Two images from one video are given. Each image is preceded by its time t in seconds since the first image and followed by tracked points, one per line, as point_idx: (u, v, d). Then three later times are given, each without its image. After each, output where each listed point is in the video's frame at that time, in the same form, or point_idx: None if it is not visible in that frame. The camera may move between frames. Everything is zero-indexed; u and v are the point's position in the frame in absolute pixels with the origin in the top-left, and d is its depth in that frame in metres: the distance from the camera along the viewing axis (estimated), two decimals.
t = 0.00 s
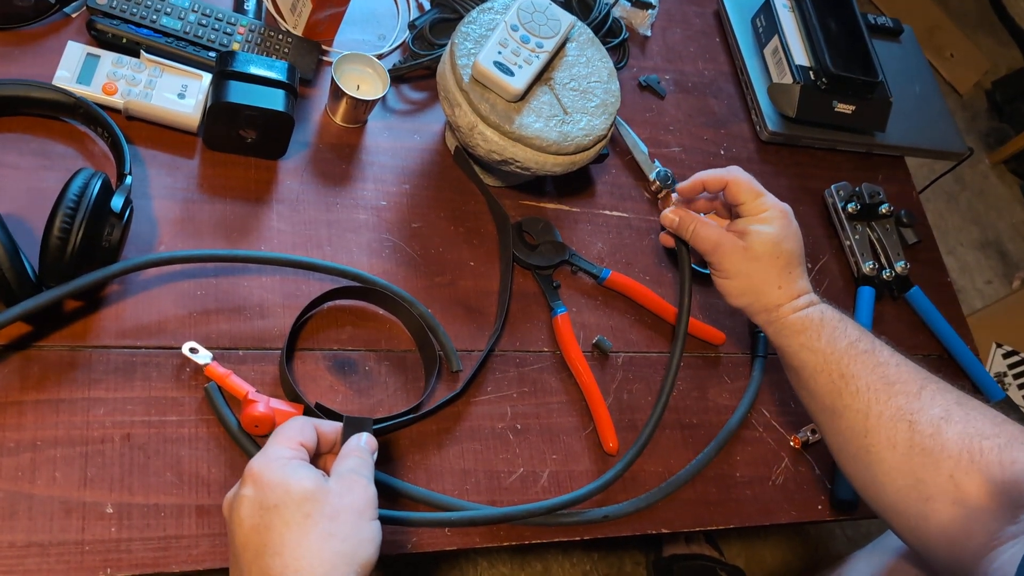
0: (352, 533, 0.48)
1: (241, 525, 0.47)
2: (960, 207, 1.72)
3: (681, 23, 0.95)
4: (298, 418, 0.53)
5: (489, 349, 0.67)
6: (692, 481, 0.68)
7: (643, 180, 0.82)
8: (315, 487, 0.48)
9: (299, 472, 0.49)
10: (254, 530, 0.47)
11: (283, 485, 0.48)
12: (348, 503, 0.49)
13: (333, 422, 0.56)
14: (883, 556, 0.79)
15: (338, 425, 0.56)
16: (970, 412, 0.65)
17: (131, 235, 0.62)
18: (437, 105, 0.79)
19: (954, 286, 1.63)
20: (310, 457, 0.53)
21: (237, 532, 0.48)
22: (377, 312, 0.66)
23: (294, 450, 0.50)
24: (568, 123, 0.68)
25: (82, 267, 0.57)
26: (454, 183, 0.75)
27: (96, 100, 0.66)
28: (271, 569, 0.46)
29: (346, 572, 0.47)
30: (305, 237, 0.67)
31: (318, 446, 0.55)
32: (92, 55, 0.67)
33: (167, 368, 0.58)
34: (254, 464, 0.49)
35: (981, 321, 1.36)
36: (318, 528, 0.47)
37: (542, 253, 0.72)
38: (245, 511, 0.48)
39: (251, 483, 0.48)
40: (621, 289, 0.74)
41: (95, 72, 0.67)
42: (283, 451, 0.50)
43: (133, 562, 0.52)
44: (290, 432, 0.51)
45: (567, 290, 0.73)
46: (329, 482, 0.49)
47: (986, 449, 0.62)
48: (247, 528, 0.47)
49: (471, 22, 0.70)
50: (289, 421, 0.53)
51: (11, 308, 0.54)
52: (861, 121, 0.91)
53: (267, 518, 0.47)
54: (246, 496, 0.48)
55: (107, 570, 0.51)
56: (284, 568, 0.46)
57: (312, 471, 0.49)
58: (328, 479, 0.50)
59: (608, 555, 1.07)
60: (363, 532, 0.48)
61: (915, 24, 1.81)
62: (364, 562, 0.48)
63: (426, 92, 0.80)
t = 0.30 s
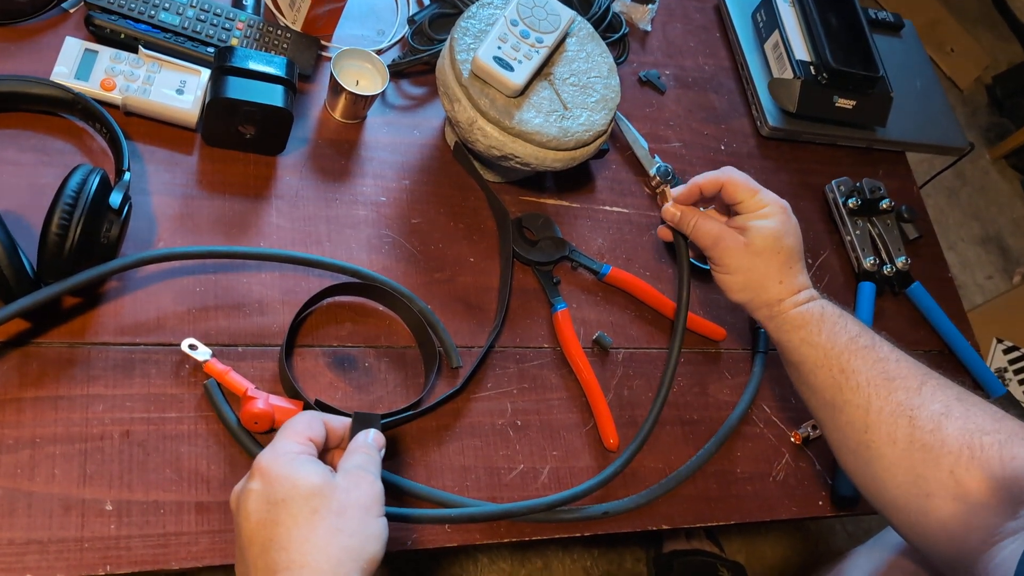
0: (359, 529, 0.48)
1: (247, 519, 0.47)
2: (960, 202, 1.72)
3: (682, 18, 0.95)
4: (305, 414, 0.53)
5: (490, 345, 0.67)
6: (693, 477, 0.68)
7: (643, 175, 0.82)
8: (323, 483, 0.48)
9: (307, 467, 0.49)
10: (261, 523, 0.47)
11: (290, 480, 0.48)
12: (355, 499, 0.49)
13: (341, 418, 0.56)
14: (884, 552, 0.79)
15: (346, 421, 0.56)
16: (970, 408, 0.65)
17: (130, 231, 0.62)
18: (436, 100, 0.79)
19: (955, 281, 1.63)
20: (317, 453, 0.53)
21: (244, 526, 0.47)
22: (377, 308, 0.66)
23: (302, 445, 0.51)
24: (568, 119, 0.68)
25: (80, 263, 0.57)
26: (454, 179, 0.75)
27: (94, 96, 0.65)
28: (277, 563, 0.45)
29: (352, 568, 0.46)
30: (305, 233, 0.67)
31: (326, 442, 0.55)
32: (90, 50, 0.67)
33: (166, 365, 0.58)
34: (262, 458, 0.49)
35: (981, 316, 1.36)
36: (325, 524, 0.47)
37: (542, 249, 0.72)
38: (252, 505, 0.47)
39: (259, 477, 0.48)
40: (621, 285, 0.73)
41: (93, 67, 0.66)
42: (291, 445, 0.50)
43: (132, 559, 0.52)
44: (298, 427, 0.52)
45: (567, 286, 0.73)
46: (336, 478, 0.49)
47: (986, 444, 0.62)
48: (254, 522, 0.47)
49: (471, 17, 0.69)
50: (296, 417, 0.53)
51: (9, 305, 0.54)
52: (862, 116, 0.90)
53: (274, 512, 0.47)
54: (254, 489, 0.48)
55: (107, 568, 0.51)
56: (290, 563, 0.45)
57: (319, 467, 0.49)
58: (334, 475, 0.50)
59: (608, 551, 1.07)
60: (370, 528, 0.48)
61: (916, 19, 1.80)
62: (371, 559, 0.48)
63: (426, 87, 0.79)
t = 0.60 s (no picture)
0: (424, 522, 0.49)
1: (322, 494, 0.49)
2: (960, 197, 1.72)
3: (681, 13, 0.95)
4: (385, 399, 0.54)
5: (488, 342, 0.66)
6: (692, 473, 0.68)
7: (642, 171, 0.82)
8: (398, 470, 0.49)
9: (384, 453, 0.50)
10: (333, 499, 0.48)
11: (368, 462, 0.49)
12: (425, 492, 0.50)
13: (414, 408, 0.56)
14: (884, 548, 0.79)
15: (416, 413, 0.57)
16: (972, 405, 0.65)
17: (126, 228, 0.62)
18: (434, 96, 0.79)
19: (955, 276, 1.63)
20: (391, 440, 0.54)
21: (317, 499, 0.49)
22: (375, 305, 0.66)
23: (381, 431, 0.52)
24: (566, 114, 0.68)
25: (77, 261, 0.57)
26: (452, 174, 0.75)
27: (90, 92, 0.65)
28: (343, 541, 0.47)
29: (412, 559, 0.47)
30: (302, 229, 0.67)
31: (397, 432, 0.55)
32: (86, 46, 0.67)
33: (164, 362, 0.58)
34: (345, 439, 0.51)
35: (981, 311, 1.35)
36: (394, 511, 0.48)
37: (541, 245, 0.72)
38: (329, 481, 0.49)
39: (340, 455, 0.50)
40: (620, 281, 0.73)
41: (89, 63, 0.66)
42: (371, 430, 0.51)
43: (130, 557, 0.52)
44: (378, 412, 0.53)
45: (566, 282, 0.73)
46: (410, 469, 0.50)
47: (987, 442, 0.62)
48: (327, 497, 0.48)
49: (469, 12, 0.69)
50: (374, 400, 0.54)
51: (6, 302, 0.53)
52: (862, 111, 0.90)
53: (349, 491, 0.48)
54: (334, 466, 0.49)
55: (105, 566, 0.51)
56: (356, 543, 0.46)
57: (395, 455, 0.51)
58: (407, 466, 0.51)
59: (607, 547, 1.07)
60: (434, 523, 0.49)
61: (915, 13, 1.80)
62: (430, 554, 0.48)
63: (424, 82, 0.79)
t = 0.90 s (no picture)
0: (482, 513, 0.51)
1: (389, 473, 0.52)
2: (960, 194, 1.71)
3: (681, 9, 0.94)
4: (456, 388, 0.57)
5: (488, 339, 0.66)
6: (691, 471, 0.68)
7: (641, 168, 0.82)
8: (463, 460, 0.52)
9: (451, 443, 0.53)
10: (400, 478, 0.51)
11: (435, 450, 0.52)
12: (486, 484, 0.52)
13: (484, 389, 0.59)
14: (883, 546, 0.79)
15: (491, 387, 0.59)
16: (975, 405, 0.65)
17: (125, 225, 0.62)
18: (433, 93, 0.78)
19: (954, 273, 1.63)
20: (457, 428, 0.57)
21: (384, 478, 0.52)
22: (374, 302, 0.66)
23: (449, 422, 0.55)
24: (566, 111, 0.68)
25: (75, 259, 0.56)
26: (452, 171, 0.75)
27: (89, 89, 0.65)
28: (405, 520, 0.50)
29: (468, 544, 0.50)
30: (301, 227, 0.67)
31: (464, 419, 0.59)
32: (84, 43, 0.67)
33: (163, 360, 0.58)
34: (417, 426, 0.54)
35: (981, 308, 1.35)
36: (457, 498, 0.51)
37: (540, 242, 0.72)
38: (397, 462, 0.52)
39: (410, 440, 0.53)
40: (619, 278, 0.73)
41: (88, 60, 0.66)
42: (441, 420, 0.54)
43: (129, 554, 0.52)
44: (450, 402, 0.56)
45: (565, 279, 0.73)
46: (474, 460, 0.53)
47: (990, 443, 0.62)
48: (394, 477, 0.51)
49: (468, 9, 0.69)
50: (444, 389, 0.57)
51: (5, 300, 0.53)
52: (862, 108, 0.90)
53: (416, 473, 0.51)
54: (403, 450, 0.52)
55: (104, 563, 0.51)
56: (417, 523, 0.49)
57: (460, 446, 0.53)
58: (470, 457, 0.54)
59: (607, 544, 1.07)
60: (490, 513, 0.52)
61: (915, 9, 1.79)
62: (484, 542, 0.51)
63: (423, 79, 0.79)
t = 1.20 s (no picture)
0: (591, 465, 0.51)
1: (510, 412, 0.53)
2: (960, 191, 1.71)
3: (680, 7, 0.94)
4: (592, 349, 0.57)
5: (487, 338, 0.66)
6: (690, 469, 0.68)
7: (641, 166, 0.81)
8: (581, 413, 0.52)
9: (570, 395, 0.53)
10: (521, 420, 0.52)
11: (555, 397, 0.53)
12: (598, 437, 0.53)
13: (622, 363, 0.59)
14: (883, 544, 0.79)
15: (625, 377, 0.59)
16: (1002, 414, 0.65)
17: (123, 223, 0.62)
18: (432, 91, 0.78)
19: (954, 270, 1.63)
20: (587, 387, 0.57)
21: (504, 415, 0.53)
22: (373, 301, 0.66)
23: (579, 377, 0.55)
24: (565, 109, 0.67)
25: (73, 257, 0.56)
26: (451, 170, 0.74)
27: (87, 87, 0.65)
28: (518, 456, 0.50)
29: (573, 492, 0.50)
30: (299, 225, 0.67)
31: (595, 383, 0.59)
32: (82, 41, 0.66)
33: (161, 358, 0.58)
34: (544, 375, 0.55)
35: (981, 306, 1.35)
36: (569, 446, 0.51)
37: (539, 240, 0.72)
38: (519, 402, 0.53)
39: (535, 386, 0.54)
40: (619, 277, 0.73)
41: (86, 58, 0.66)
42: (570, 372, 0.55)
43: (127, 553, 0.52)
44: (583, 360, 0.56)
45: (565, 278, 0.73)
46: (591, 415, 0.53)
47: (1017, 452, 0.61)
48: (515, 416, 0.52)
49: (466, 7, 0.69)
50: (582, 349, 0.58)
51: (3, 299, 0.53)
52: (861, 106, 0.90)
53: (538, 416, 0.52)
54: (527, 392, 0.54)
55: (103, 562, 0.51)
56: (526, 462, 0.50)
57: (580, 400, 0.54)
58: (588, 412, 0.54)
59: (606, 541, 1.07)
60: (606, 461, 0.52)
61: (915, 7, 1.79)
62: (587, 491, 0.51)
63: (422, 77, 0.79)
